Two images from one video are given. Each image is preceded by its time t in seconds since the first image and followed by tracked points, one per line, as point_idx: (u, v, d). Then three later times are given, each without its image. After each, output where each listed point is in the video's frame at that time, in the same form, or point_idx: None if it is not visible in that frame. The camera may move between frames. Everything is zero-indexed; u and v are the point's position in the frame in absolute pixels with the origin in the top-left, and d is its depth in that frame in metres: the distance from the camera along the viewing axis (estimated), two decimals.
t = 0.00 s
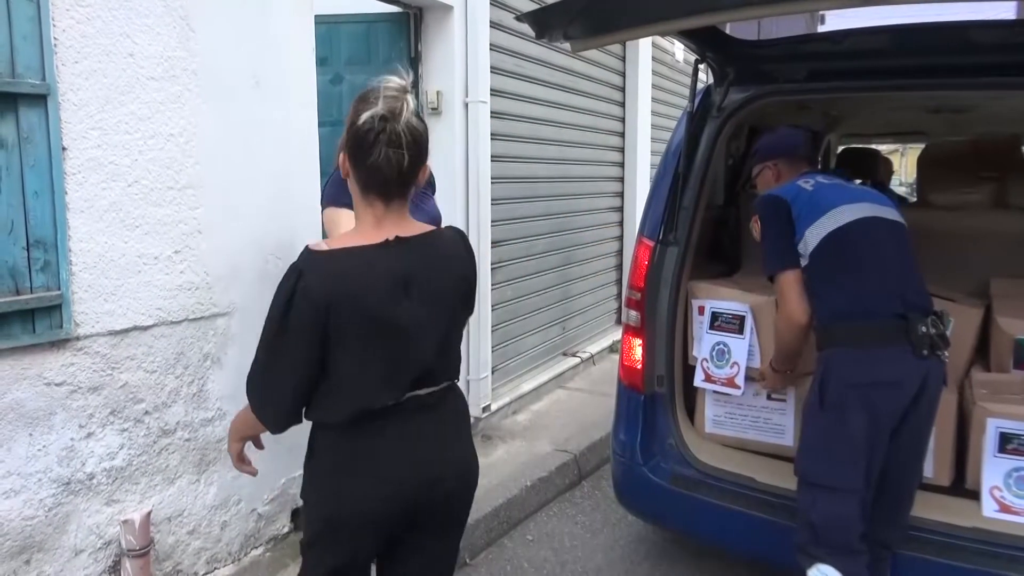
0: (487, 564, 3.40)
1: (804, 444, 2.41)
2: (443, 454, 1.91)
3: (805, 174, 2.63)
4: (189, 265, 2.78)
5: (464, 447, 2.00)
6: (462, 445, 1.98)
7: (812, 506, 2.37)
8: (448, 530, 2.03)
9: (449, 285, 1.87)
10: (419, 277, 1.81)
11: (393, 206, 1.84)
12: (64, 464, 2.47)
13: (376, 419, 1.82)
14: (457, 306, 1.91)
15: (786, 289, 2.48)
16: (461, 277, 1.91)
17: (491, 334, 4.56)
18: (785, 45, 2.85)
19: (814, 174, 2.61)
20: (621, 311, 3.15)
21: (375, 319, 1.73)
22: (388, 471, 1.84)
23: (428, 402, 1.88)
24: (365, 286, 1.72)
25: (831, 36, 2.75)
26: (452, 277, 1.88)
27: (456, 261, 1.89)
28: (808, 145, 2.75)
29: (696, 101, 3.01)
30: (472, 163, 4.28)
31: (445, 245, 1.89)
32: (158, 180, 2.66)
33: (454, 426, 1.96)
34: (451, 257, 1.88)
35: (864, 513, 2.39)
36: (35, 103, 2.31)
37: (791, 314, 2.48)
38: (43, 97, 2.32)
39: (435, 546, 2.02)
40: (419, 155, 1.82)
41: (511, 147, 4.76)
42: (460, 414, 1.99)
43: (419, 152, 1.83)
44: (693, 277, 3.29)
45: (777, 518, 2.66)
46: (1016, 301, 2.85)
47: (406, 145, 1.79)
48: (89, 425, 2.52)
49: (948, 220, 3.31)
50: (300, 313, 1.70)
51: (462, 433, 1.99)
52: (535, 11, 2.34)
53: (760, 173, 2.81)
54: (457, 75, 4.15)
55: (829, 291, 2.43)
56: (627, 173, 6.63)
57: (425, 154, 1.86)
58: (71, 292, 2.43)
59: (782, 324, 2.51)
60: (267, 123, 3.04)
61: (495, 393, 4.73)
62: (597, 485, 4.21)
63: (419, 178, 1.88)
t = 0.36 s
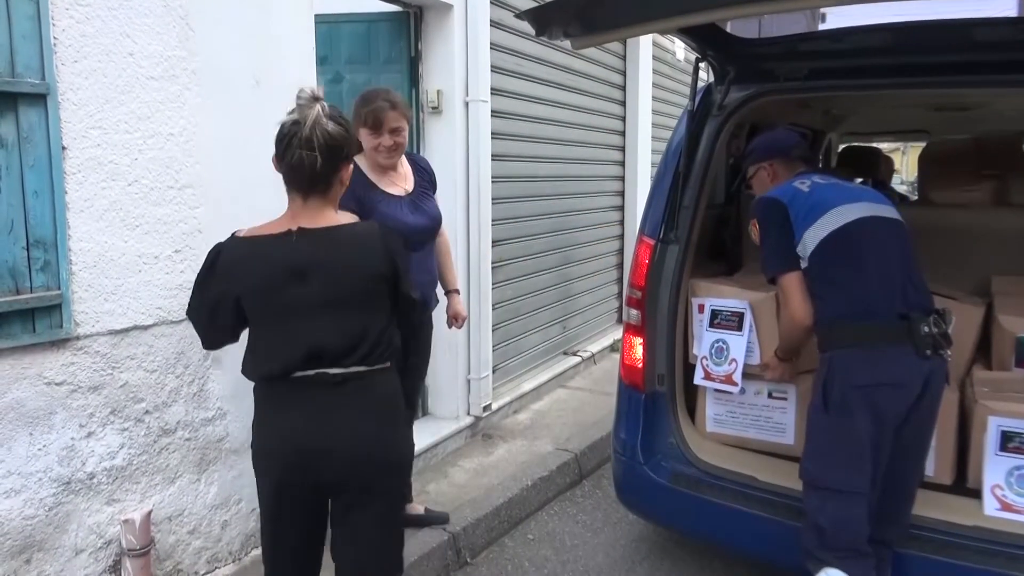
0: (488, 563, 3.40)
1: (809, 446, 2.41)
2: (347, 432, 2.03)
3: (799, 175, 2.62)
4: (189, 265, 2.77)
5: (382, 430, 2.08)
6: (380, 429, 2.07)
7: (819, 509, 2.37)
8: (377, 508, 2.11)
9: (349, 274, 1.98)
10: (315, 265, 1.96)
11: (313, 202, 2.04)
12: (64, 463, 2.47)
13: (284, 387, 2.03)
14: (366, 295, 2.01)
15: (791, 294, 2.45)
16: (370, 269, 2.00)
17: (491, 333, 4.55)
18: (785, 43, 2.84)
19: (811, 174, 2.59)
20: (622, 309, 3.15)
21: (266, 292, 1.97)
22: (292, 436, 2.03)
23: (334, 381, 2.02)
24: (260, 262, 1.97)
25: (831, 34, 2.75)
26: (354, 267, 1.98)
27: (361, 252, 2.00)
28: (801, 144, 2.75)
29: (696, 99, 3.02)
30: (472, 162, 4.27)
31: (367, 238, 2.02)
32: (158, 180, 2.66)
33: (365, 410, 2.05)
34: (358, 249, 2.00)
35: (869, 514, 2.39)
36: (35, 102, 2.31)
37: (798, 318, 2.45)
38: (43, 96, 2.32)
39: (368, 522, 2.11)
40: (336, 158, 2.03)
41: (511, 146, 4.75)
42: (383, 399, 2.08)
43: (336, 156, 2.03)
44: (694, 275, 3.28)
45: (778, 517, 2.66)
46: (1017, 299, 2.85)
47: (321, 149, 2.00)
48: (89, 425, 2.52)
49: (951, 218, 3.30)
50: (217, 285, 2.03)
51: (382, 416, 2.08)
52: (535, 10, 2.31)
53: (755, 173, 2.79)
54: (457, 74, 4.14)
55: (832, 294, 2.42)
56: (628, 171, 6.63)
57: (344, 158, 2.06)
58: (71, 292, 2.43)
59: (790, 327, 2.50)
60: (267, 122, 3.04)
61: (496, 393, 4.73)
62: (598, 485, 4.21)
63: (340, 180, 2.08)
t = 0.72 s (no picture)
0: (488, 563, 3.39)
1: (802, 443, 2.40)
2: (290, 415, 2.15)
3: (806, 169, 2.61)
4: (188, 265, 2.78)
5: (327, 417, 2.15)
6: (324, 415, 2.15)
7: (806, 505, 2.37)
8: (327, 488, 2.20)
9: (287, 266, 2.08)
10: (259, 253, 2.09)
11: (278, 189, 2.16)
12: (64, 463, 2.47)
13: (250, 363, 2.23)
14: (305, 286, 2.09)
15: (782, 293, 2.46)
16: (306, 262, 2.07)
17: (491, 332, 4.55)
18: (784, 42, 2.83)
19: (811, 169, 2.58)
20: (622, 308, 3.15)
21: (232, 272, 2.16)
22: (248, 411, 2.20)
23: (278, 364, 2.15)
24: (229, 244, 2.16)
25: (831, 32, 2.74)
26: (291, 260, 2.07)
27: (298, 246, 2.07)
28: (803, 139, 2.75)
29: (695, 98, 3.02)
30: (472, 162, 4.27)
31: (308, 231, 2.08)
32: (158, 180, 2.66)
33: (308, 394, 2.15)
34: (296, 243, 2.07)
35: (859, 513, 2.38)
36: (34, 102, 2.31)
37: (791, 317, 2.46)
38: (42, 97, 2.32)
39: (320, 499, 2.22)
40: (298, 150, 2.13)
41: (511, 145, 4.75)
42: (331, 386, 2.16)
43: (299, 147, 2.13)
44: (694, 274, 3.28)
45: (775, 516, 2.66)
46: (1018, 298, 2.84)
47: (282, 141, 2.10)
48: (89, 425, 2.52)
49: (951, 217, 3.29)
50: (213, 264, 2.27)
51: (327, 403, 2.15)
52: (534, 8, 2.31)
53: (759, 166, 2.79)
54: (457, 74, 4.14)
55: (831, 294, 2.41)
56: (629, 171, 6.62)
57: (307, 150, 2.15)
58: (70, 292, 2.44)
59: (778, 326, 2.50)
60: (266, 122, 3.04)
61: (497, 392, 4.73)
62: (599, 484, 4.21)
63: (305, 170, 2.18)
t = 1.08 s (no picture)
0: (487, 564, 3.40)
1: (799, 441, 2.41)
2: (294, 413, 2.16)
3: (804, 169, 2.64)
4: (186, 267, 2.78)
5: (330, 416, 2.16)
6: (327, 414, 2.16)
7: (802, 503, 2.37)
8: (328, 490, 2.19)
9: (292, 266, 2.09)
10: (267, 253, 2.12)
11: (297, 195, 2.18)
12: (63, 466, 2.48)
13: (258, 361, 2.25)
14: (311, 287, 2.11)
15: (784, 293, 2.47)
16: (313, 263, 2.09)
17: (491, 333, 4.56)
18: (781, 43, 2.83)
19: (810, 169, 2.59)
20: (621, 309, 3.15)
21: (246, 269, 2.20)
22: (255, 409, 2.22)
23: (284, 361, 2.17)
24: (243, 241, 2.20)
25: (828, 33, 2.74)
26: (298, 260, 2.09)
27: (306, 247, 2.09)
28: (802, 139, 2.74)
29: (692, 100, 3.00)
30: (471, 163, 4.27)
31: (316, 236, 2.10)
32: (156, 183, 2.67)
33: (312, 392, 2.16)
34: (304, 244, 2.09)
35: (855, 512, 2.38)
36: (32, 106, 2.32)
37: (790, 316, 2.47)
38: (40, 100, 2.33)
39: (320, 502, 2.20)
40: (316, 156, 2.15)
41: (511, 147, 4.75)
42: (335, 385, 2.17)
43: (317, 152, 2.15)
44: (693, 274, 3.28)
45: (773, 516, 2.66)
46: (1016, 297, 2.84)
47: (300, 147, 2.12)
48: (88, 427, 2.53)
49: (949, 217, 3.29)
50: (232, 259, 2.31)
51: (331, 402, 2.16)
52: (529, 11, 2.31)
53: (755, 165, 2.79)
54: (456, 76, 4.15)
55: (829, 291, 2.41)
56: (629, 171, 6.63)
57: (325, 155, 2.17)
58: (69, 295, 2.44)
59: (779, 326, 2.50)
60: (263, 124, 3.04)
61: (497, 393, 4.73)
62: (599, 485, 4.21)
63: (324, 175, 2.20)
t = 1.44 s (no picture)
0: (489, 564, 3.40)
1: (800, 442, 2.40)
2: (295, 415, 2.16)
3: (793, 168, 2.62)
4: (186, 269, 2.79)
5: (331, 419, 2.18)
6: (328, 415, 2.18)
7: (804, 503, 2.37)
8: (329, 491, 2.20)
9: (291, 272, 2.09)
10: (266, 259, 2.11)
11: (288, 197, 2.16)
12: (64, 468, 2.48)
13: (260, 365, 2.26)
14: (309, 293, 2.10)
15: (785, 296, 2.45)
16: (312, 270, 2.08)
17: (492, 333, 4.56)
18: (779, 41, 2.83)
19: (800, 168, 2.58)
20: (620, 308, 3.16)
21: (245, 274, 2.20)
22: (257, 412, 2.23)
23: (283, 365, 2.18)
24: (242, 246, 2.19)
25: (826, 32, 2.75)
26: (298, 266, 2.08)
27: (307, 254, 2.08)
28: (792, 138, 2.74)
29: (691, 99, 2.99)
30: (471, 164, 4.28)
31: (317, 241, 2.09)
32: (155, 185, 2.67)
33: (314, 397, 2.17)
34: (304, 251, 2.08)
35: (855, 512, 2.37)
36: (30, 109, 2.32)
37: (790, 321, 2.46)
38: (38, 103, 2.33)
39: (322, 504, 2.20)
40: (303, 150, 2.12)
41: (511, 147, 4.75)
42: (336, 388, 2.18)
43: (301, 146, 2.12)
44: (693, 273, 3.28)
45: (774, 515, 2.66)
46: (1016, 294, 2.83)
47: (284, 143, 2.10)
48: (88, 429, 2.54)
49: (949, 214, 3.28)
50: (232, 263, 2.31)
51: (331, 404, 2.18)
52: (522, 10, 2.33)
53: (746, 165, 2.79)
54: (455, 78, 4.16)
55: (828, 292, 2.40)
56: (630, 170, 6.63)
57: (312, 149, 2.15)
58: (69, 297, 2.45)
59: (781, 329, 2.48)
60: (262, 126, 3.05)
61: (499, 394, 4.74)
62: (601, 485, 4.21)
63: (313, 171, 2.17)
